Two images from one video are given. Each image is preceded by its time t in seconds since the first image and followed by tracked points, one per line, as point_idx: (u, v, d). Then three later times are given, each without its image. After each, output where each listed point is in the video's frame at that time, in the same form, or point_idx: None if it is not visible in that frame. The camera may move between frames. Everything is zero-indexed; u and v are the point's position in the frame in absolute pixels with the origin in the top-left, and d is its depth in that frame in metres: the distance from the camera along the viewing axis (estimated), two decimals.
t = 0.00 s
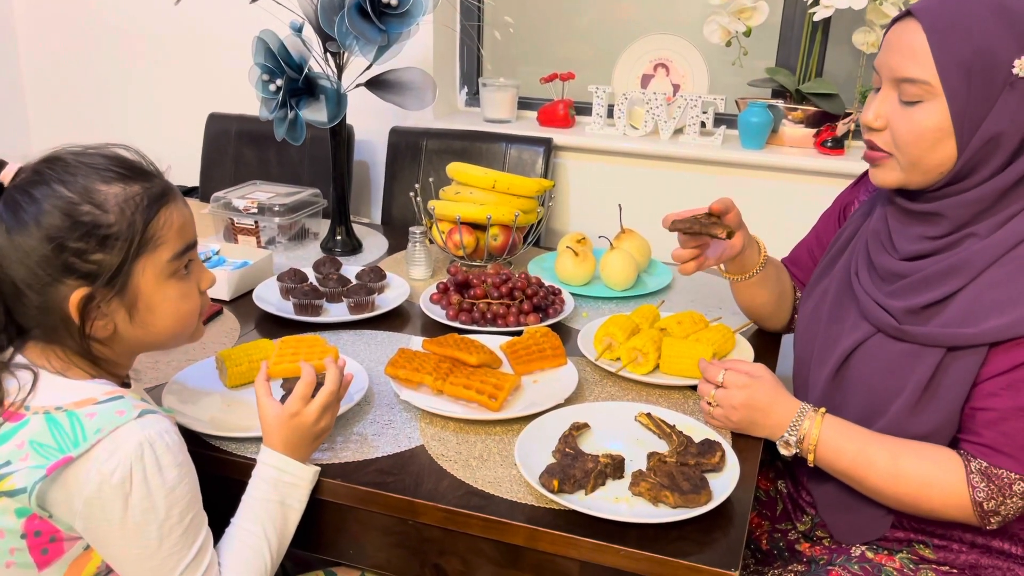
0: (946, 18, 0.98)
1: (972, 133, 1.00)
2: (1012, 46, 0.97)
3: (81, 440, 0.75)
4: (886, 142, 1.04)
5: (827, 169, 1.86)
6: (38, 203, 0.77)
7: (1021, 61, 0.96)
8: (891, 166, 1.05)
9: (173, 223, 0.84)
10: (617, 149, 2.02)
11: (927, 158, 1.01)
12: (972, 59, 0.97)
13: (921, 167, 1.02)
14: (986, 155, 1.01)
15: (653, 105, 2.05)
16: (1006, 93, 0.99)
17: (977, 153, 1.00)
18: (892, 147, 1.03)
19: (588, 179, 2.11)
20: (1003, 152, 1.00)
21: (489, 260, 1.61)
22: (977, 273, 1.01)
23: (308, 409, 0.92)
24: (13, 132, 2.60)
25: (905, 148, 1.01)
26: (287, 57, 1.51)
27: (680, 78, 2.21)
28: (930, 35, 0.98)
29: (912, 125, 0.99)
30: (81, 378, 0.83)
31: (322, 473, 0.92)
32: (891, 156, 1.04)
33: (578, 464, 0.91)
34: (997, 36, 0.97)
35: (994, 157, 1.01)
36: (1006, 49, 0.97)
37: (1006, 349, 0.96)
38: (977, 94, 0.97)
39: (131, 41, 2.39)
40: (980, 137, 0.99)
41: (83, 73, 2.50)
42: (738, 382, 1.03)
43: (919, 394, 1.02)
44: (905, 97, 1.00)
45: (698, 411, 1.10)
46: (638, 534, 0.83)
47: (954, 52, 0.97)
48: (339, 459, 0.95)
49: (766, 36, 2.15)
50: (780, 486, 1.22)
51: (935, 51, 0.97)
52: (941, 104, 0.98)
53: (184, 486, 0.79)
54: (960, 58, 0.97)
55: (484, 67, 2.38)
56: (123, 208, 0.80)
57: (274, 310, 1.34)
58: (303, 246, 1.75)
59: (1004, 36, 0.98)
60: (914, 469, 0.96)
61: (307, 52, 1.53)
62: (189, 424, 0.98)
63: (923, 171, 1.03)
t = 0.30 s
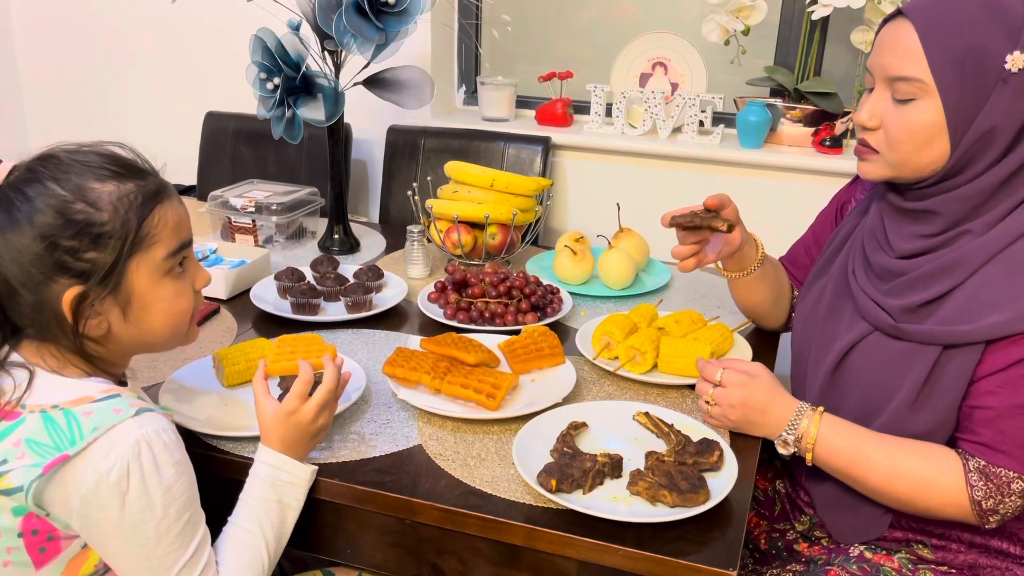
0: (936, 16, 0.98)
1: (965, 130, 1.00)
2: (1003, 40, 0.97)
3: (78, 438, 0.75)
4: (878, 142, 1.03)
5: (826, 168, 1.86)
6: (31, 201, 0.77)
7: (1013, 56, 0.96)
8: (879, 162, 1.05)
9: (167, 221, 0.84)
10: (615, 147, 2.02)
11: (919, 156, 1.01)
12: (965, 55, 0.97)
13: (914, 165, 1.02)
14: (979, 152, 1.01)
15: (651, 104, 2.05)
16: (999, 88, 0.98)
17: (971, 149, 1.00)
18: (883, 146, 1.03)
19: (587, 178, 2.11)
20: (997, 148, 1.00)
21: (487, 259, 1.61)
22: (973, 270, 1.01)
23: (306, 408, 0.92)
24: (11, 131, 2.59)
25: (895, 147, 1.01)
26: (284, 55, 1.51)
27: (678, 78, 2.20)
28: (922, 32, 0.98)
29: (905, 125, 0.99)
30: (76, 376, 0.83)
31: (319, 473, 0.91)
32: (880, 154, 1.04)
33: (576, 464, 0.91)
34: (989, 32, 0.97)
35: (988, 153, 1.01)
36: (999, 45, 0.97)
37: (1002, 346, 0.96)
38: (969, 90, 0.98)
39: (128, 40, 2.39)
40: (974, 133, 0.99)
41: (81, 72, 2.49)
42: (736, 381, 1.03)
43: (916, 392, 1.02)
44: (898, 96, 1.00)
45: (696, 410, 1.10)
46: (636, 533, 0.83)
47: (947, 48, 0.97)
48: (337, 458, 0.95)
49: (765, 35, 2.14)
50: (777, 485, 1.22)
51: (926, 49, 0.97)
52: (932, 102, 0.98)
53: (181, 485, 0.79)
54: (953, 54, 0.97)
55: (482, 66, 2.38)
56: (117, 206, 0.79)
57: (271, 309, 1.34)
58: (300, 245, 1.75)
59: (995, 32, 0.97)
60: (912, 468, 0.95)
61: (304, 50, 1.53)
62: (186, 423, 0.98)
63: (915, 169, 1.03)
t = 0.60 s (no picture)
0: (937, 14, 0.98)
1: (963, 129, 1.00)
2: (1003, 40, 0.97)
3: (76, 437, 0.75)
4: (876, 139, 1.04)
5: (824, 167, 1.86)
6: (30, 200, 0.77)
7: (1012, 55, 0.96)
8: (879, 157, 1.04)
9: (166, 221, 0.83)
10: (614, 146, 2.02)
11: (919, 154, 1.01)
12: (965, 53, 0.97)
13: (914, 162, 1.02)
14: (977, 152, 1.01)
15: (649, 103, 2.05)
16: (998, 87, 0.98)
17: (969, 148, 1.00)
18: (881, 142, 1.03)
19: (585, 177, 2.11)
20: (994, 148, 1.00)
21: (485, 258, 1.61)
22: (970, 270, 1.01)
23: (304, 407, 0.92)
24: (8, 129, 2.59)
25: (895, 144, 1.01)
26: (283, 55, 1.51)
27: (676, 76, 2.20)
28: (922, 30, 0.98)
29: (905, 120, 0.99)
30: (75, 375, 0.82)
31: (317, 472, 0.91)
32: (882, 151, 1.04)
33: (574, 463, 0.91)
34: (989, 30, 0.97)
35: (986, 152, 1.01)
36: (1000, 44, 0.97)
37: (1000, 346, 0.96)
38: (969, 88, 0.98)
39: (126, 38, 2.38)
40: (972, 132, 0.99)
41: (78, 71, 2.48)
42: (734, 380, 1.03)
43: (913, 391, 1.02)
44: (898, 94, 1.00)
45: (694, 409, 1.10)
46: (634, 533, 0.83)
47: (947, 47, 0.97)
48: (335, 458, 0.94)
49: (763, 34, 2.14)
50: (775, 485, 1.22)
51: (927, 45, 0.97)
52: (931, 100, 0.98)
53: (180, 484, 0.78)
54: (953, 53, 0.97)
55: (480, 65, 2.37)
56: (116, 205, 0.79)
57: (269, 308, 1.34)
58: (298, 244, 1.75)
59: (995, 31, 0.97)
60: (910, 467, 0.96)
61: (302, 49, 1.52)
62: (184, 422, 0.98)
63: (915, 165, 1.02)
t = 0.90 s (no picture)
0: (935, 15, 0.98)
1: (957, 132, 1.00)
2: (1001, 44, 0.97)
3: (72, 437, 0.75)
4: (871, 138, 1.04)
5: (820, 167, 1.86)
6: (26, 199, 0.77)
7: (1010, 60, 0.97)
8: (873, 156, 1.05)
9: (162, 221, 0.83)
10: (610, 146, 2.02)
11: (913, 155, 1.01)
12: (962, 56, 0.97)
13: (909, 162, 1.02)
14: (972, 154, 1.01)
15: (646, 103, 2.05)
16: (993, 91, 0.99)
17: (962, 151, 1.00)
18: (876, 142, 1.03)
19: (582, 177, 2.11)
20: (988, 152, 1.00)
21: (482, 258, 1.61)
22: (965, 269, 1.01)
23: (300, 407, 0.92)
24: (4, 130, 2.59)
25: (889, 144, 1.02)
26: (279, 55, 1.50)
27: (672, 76, 2.24)
28: (919, 31, 0.98)
29: (901, 120, 0.99)
30: (71, 375, 0.83)
31: (313, 472, 0.91)
32: (876, 151, 1.04)
33: (570, 463, 0.91)
34: (987, 33, 0.97)
35: (980, 156, 1.01)
36: (997, 47, 0.97)
37: (995, 345, 0.96)
38: (965, 91, 0.98)
39: (123, 39, 2.38)
40: (967, 135, 0.99)
41: (75, 71, 2.48)
42: (730, 380, 1.03)
43: (909, 390, 1.02)
44: (893, 95, 1.00)
45: (691, 408, 1.10)
46: (630, 532, 0.83)
47: (943, 49, 0.97)
48: (332, 458, 0.94)
49: (759, 34, 2.15)
50: (772, 484, 1.22)
51: (924, 47, 0.98)
52: (927, 101, 0.98)
53: (175, 484, 0.79)
54: (949, 56, 0.97)
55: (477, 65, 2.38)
56: (111, 204, 0.79)
57: (266, 308, 1.34)
58: (295, 244, 1.75)
59: (992, 34, 0.97)
60: (906, 467, 0.96)
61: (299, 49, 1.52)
62: (181, 422, 0.98)
63: (908, 165, 1.03)
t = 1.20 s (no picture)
0: (908, 28, 1.00)
1: (933, 143, 1.01)
2: (975, 58, 0.98)
3: (71, 439, 0.75)
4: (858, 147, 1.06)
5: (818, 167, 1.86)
6: (23, 203, 0.77)
7: (982, 75, 0.97)
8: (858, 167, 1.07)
9: (159, 224, 0.83)
10: (608, 146, 2.02)
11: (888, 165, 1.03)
12: (931, 71, 0.99)
13: (889, 173, 1.05)
14: (951, 163, 1.02)
15: (644, 103, 2.06)
16: (968, 105, 0.99)
17: (939, 162, 1.02)
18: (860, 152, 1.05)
19: (580, 177, 2.11)
20: (967, 163, 1.01)
21: (481, 259, 1.61)
22: (962, 268, 1.02)
23: (299, 409, 0.92)
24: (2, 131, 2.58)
25: (872, 153, 1.04)
26: (277, 56, 1.51)
27: (670, 76, 2.23)
28: (889, 46, 1.00)
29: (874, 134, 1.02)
30: (70, 378, 0.83)
31: (312, 473, 0.91)
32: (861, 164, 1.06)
33: (568, 464, 0.91)
34: (959, 48, 0.98)
35: (970, 159, 1.01)
36: (968, 63, 0.98)
37: (992, 344, 0.96)
38: (936, 105, 0.99)
39: (121, 40, 2.38)
40: (941, 148, 1.01)
41: (73, 71, 2.48)
42: (728, 381, 1.04)
43: (906, 389, 1.03)
44: (870, 105, 1.03)
45: (689, 409, 1.11)
46: (627, 533, 0.83)
47: (912, 64, 0.99)
48: (330, 459, 0.95)
49: (757, 35, 2.15)
50: (770, 484, 1.23)
51: (896, 62, 0.99)
52: (900, 114, 1.00)
53: (173, 486, 0.79)
54: (917, 72, 0.99)
55: (476, 65, 2.38)
56: (108, 208, 0.79)
57: (264, 310, 1.34)
58: (293, 245, 1.75)
59: (966, 47, 0.98)
60: (903, 466, 0.96)
61: (297, 50, 1.52)
62: (179, 424, 0.98)
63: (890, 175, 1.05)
